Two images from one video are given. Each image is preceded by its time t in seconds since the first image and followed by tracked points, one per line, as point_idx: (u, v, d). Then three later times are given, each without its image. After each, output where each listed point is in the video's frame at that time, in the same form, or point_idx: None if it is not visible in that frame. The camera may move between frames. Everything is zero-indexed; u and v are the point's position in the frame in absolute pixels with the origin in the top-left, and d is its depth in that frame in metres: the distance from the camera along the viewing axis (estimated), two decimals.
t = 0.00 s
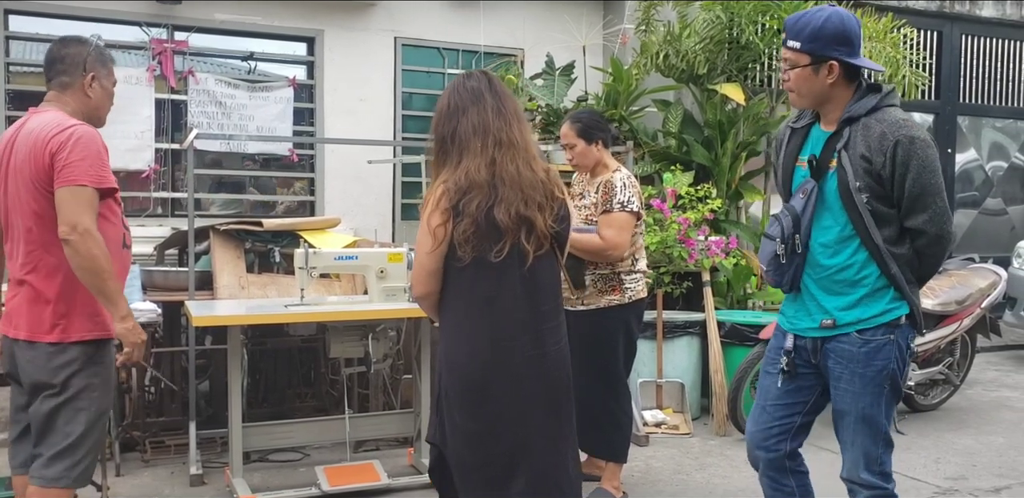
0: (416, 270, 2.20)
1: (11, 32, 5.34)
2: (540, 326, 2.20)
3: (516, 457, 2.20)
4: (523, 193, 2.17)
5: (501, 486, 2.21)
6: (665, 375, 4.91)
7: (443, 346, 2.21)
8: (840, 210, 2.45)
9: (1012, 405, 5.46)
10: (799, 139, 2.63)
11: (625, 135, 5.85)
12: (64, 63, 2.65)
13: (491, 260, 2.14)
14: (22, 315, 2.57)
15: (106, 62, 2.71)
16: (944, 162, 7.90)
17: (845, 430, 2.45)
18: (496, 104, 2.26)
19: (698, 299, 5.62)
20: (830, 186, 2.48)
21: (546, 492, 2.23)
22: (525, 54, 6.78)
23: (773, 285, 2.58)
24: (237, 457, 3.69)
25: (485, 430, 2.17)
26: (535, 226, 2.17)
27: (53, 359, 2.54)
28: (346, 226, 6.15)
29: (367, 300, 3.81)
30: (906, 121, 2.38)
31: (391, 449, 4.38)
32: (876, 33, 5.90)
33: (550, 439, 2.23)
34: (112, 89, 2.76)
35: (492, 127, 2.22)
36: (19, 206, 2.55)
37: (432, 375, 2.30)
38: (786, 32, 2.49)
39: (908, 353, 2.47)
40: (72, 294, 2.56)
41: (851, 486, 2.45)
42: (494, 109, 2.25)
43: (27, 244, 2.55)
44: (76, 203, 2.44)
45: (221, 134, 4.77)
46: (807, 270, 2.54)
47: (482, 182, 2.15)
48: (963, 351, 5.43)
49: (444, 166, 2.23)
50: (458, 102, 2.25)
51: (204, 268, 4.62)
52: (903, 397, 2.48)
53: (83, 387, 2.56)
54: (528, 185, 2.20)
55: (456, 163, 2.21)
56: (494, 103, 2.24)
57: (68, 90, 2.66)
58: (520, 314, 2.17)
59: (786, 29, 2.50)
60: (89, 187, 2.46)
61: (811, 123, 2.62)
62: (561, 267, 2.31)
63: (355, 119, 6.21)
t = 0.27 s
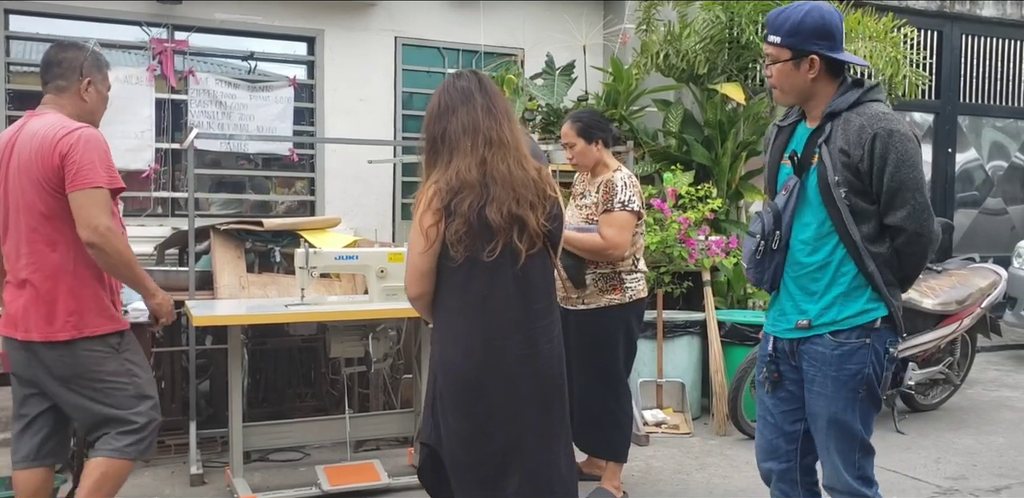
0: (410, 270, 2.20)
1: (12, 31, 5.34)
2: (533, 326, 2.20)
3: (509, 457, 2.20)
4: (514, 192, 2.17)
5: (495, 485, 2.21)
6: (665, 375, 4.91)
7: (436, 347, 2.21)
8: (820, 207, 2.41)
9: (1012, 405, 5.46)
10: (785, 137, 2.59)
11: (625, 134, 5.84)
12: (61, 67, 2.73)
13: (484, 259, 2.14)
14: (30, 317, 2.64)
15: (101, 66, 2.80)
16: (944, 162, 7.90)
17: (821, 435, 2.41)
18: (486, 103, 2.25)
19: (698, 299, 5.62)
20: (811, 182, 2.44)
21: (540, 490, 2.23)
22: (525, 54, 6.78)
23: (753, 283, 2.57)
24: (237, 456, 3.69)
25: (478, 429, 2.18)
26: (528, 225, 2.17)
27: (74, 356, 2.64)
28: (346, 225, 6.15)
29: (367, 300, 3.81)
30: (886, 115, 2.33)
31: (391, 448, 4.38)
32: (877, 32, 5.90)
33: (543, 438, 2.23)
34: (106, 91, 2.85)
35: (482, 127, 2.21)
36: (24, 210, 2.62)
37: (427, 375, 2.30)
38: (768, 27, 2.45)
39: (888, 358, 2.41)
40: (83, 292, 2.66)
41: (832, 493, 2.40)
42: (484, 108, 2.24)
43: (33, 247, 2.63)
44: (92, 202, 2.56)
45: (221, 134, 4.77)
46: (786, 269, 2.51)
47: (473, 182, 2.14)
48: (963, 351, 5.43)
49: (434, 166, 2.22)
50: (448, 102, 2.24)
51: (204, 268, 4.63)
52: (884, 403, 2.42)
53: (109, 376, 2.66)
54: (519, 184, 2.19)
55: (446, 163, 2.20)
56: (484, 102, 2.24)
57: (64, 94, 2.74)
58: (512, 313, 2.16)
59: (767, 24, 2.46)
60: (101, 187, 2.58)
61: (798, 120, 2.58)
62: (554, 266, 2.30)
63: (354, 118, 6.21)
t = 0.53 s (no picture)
0: (406, 271, 2.20)
1: (13, 32, 5.34)
2: (527, 326, 2.19)
3: (504, 457, 2.20)
4: (508, 192, 2.16)
5: (490, 485, 2.21)
6: (666, 375, 4.91)
7: (432, 347, 2.21)
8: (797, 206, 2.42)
9: (1012, 404, 5.46)
10: (769, 135, 2.57)
11: (626, 134, 5.85)
12: (71, 71, 2.82)
13: (478, 260, 2.14)
14: (50, 313, 2.67)
15: (110, 70, 2.87)
16: (945, 162, 7.91)
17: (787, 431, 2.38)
18: (480, 103, 2.25)
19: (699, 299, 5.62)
20: (789, 181, 2.44)
21: (535, 490, 2.22)
22: (526, 54, 6.79)
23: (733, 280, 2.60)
24: (238, 456, 3.69)
25: (473, 430, 2.18)
26: (522, 225, 2.16)
27: (95, 353, 2.69)
28: (347, 225, 6.16)
29: (368, 300, 3.81)
30: (862, 114, 2.31)
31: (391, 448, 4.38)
32: (878, 32, 5.89)
33: (538, 437, 2.23)
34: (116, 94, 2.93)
35: (475, 127, 2.21)
36: (46, 208, 2.66)
37: (424, 375, 2.30)
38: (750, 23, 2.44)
39: (860, 357, 2.42)
40: (106, 287, 2.72)
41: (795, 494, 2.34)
42: (478, 108, 2.24)
43: (57, 244, 2.67)
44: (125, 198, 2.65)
45: (222, 134, 4.78)
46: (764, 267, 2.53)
47: (467, 182, 2.14)
48: (963, 350, 5.43)
49: (429, 166, 2.22)
50: (441, 103, 2.24)
51: (205, 268, 4.64)
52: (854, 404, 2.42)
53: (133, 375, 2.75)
54: (513, 184, 2.18)
55: (440, 164, 2.20)
56: (478, 102, 2.23)
57: (74, 97, 2.82)
58: (507, 314, 2.16)
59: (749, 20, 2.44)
60: (130, 183, 2.66)
61: (782, 119, 2.56)
62: (551, 266, 2.29)
63: (355, 118, 6.22)
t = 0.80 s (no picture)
0: (405, 271, 2.20)
1: (13, 31, 5.34)
2: (525, 327, 2.19)
3: (501, 457, 2.20)
4: (508, 193, 2.16)
5: (486, 485, 2.21)
6: (666, 374, 4.92)
7: (430, 348, 2.22)
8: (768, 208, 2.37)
9: (1012, 404, 5.46)
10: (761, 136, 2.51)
11: (626, 134, 5.85)
12: (113, 75, 2.89)
13: (477, 260, 2.14)
14: (94, 312, 2.73)
15: (150, 73, 2.95)
16: (945, 161, 7.91)
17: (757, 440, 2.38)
18: (480, 104, 2.24)
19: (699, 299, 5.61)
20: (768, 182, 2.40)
21: (531, 491, 2.22)
22: (526, 53, 6.79)
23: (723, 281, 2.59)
24: (238, 456, 3.69)
25: (469, 430, 2.18)
26: (521, 226, 2.15)
27: (131, 353, 2.77)
28: (347, 225, 6.16)
29: (368, 300, 3.81)
30: (828, 114, 2.22)
31: (392, 448, 4.37)
32: (878, 31, 5.87)
33: (535, 438, 2.23)
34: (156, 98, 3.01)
35: (475, 127, 2.20)
36: (97, 210, 2.70)
37: (423, 375, 2.31)
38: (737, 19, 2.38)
39: (832, 365, 2.29)
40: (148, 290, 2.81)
41: None
42: (478, 109, 2.23)
43: (106, 246, 2.73)
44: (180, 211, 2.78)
45: (222, 134, 4.78)
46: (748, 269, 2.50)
47: (465, 183, 2.14)
48: (964, 350, 5.43)
49: (429, 166, 2.22)
50: (441, 103, 2.24)
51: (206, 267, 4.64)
52: (831, 415, 2.30)
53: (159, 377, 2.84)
54: (512, 184, 2.18)
55: (439, 163, 2.20)
56: (478, 102, 2.23)
57: (116, 100, 2.88)
58: (504, 315, 2.16)
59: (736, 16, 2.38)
60: (186, 197, 2.79)
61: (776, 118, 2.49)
62: (550, 267, 2.29)
63: (355, 118, 6.22)
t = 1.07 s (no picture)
0: (406, 270, 2.20)
1: (14, 32, 5.35)
2: (525, 327, 2.19)
3: (501, 457, 2.20)
4: (509, 193, 2.16)
5: (485, 485, 2.21)
6: (666, 374, 4.92)
7: (431, 347, 2.22)
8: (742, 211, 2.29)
9: (1014, 404, 5.46)
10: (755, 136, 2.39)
11: (626, 134, 5.86)
12: (161, 79, 3.01)
13: (477, 261, 2.14)
14: (140, 307, 2.83)
15: (196, 79, 3.08)
16: (945, 161, 7.90)
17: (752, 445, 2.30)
18: (484, 103, 2.25)
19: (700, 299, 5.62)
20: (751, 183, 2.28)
21: (531, 491, 2.22)
22: (526, 53, 6.79)
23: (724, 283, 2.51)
24: (239, 456, 3.70)
25: (469, 430, 2.19)
26: (522, 227, 2.15)
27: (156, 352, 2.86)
28: (347, 225, 6.16)
29: (369, 300, 3.81)
30: (780, 116, 2.10)
31: (392, 447, 4.36)
32: (878, 30, 5.86)
33: (535, 438, 2.23)
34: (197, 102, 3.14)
35: (478, 127, 2.21)
36: (152, 210, 2.82)
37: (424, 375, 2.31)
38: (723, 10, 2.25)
39: (796, 368, 2.15)
40: (190, 288, 2.95)
41: None
42: (481, 108, 2.24)
43: (156, 245, 2.85)
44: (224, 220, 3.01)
45: (223, 134, 4.78)
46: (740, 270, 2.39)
47: (467, 182, 2.14)
48: (964, 350, 5.43)
49: (432, 165, 2.23)
50: (445, 102, 2.25)
51: (207, 267, 4.64)
52: (811, 421, 2.14)
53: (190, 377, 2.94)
54: (514, 185, 2.18)
55: (442, 162, 2.20)
56: (482, 102, 2.23)
57: (163, 102, 3.00)
58: (505, 315, 2.16)
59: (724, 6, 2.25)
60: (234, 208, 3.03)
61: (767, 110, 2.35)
62: (552, 268, 2.28)
63: (356, 118, 6.23)
